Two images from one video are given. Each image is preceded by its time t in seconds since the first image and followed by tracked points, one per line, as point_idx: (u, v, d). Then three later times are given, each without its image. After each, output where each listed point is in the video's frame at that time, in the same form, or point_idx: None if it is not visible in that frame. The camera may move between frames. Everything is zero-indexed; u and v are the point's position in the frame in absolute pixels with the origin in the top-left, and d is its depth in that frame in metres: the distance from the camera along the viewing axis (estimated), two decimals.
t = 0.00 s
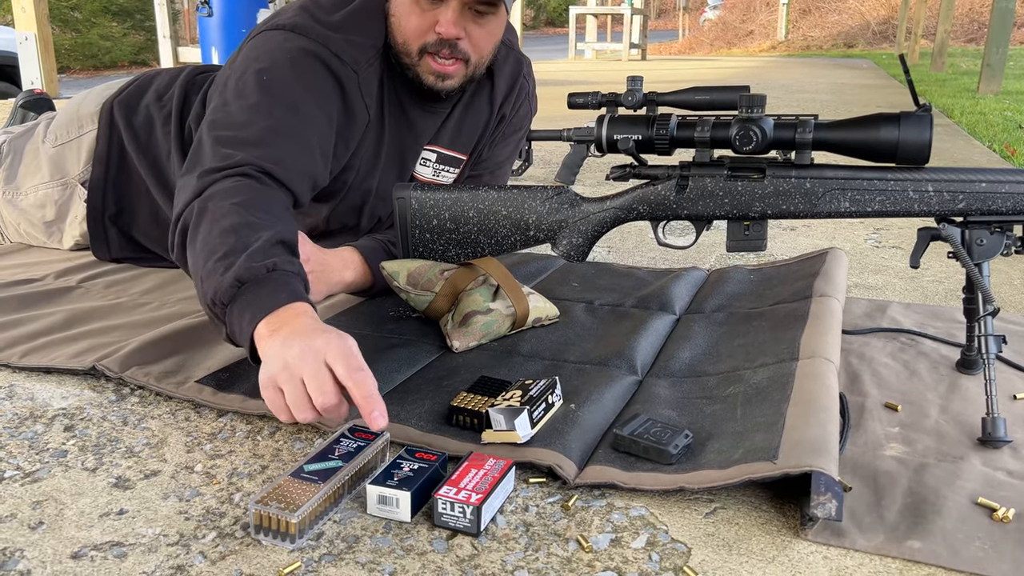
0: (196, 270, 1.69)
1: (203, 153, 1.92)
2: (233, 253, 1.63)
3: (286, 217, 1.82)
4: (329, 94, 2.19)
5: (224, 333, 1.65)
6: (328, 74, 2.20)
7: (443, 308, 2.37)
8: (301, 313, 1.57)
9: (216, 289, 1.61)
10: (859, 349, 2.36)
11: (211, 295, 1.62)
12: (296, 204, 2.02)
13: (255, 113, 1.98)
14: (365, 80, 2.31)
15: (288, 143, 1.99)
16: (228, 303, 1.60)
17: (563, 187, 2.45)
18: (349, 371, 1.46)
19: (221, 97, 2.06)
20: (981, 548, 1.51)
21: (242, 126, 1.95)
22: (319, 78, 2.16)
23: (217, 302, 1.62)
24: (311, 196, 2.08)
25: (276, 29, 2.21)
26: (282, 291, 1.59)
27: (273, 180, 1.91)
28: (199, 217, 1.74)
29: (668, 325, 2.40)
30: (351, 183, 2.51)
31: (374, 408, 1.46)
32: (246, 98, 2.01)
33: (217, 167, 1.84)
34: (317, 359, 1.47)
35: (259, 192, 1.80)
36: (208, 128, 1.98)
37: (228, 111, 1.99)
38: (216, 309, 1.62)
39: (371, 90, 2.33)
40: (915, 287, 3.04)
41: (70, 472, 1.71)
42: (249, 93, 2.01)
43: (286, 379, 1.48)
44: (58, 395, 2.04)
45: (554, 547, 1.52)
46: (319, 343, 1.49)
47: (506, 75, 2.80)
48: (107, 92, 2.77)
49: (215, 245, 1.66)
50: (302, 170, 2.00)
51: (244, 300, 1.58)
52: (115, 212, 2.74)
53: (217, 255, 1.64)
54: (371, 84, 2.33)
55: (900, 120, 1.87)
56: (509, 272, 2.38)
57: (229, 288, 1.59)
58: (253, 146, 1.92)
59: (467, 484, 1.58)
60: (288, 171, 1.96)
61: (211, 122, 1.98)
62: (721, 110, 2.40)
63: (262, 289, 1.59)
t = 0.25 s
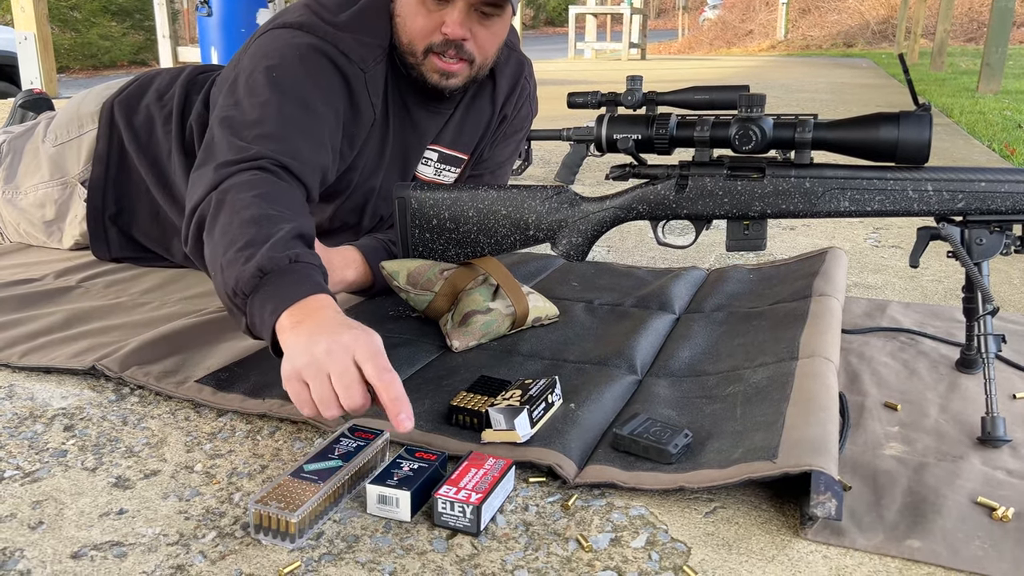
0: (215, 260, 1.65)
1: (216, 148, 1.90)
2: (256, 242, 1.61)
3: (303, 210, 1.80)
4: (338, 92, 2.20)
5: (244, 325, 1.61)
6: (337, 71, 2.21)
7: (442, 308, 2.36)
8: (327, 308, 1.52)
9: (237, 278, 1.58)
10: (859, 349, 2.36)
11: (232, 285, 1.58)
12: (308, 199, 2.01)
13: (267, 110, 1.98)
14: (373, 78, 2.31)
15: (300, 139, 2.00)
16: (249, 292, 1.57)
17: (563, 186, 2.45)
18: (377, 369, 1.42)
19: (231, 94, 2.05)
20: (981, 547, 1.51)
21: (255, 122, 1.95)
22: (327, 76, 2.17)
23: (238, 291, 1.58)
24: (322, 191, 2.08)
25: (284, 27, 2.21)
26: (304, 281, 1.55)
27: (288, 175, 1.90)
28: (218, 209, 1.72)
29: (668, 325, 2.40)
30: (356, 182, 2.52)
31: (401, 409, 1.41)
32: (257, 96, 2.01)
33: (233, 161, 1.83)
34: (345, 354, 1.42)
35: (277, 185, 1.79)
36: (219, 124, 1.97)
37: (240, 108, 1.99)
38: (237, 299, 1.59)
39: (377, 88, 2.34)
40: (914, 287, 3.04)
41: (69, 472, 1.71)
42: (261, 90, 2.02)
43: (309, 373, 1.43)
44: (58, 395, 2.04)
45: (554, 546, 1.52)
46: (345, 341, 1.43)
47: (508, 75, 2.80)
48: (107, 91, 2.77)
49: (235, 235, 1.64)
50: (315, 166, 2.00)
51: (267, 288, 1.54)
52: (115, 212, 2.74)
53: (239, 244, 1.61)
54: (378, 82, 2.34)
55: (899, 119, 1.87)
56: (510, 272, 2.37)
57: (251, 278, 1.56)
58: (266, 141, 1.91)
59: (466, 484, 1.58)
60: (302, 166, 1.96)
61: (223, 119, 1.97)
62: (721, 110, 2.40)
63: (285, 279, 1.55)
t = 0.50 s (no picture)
0: (213, 254, 1.65)
1: (216, 144, 1.90)
2: (253, 238, 1.60)
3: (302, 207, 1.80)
4: (337, 89, 2.20)
5: (240, 320, 1.60)
6: (336, 69, 2.21)
7: (442, 308, 2.38)
8: (324, 311, 1.51)
9: (235, 272, 1.57)
10: (858, 350, 2.36)
11: (228, 278, 1.58)
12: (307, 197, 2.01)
13: (267, 107, 1.98)
14: (373, 77, 2.32)
15: (299, 136, 1.99)
16: (246, 288, 1.56)
17: (562, 187, 2.44)
18: (375, 397, 1.42)
19: (231, 91, 2.05)
20: (980, 547, 1.51)
21: (254, 118, 1.94)
22: (326, 74, 2.18)
23: (235, 285, 1.58)
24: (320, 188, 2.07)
25: (284, 25, 2.22)
26: (302, 278, 1.55)
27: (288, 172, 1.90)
28: (217, 204, 1.71)
29: (667, 325, 2.40)
30: (355, 180, 2.52)
31: (397, 442, 1.44)
32: (257, 93, 2.01)
33: (232, 157, 1.83)
34: (343, 380, 1.41)
35: (276, 181, 1.79)
36: (218, 120, 1.97)
37: (240, 104, 1.99)
38: (234, 293, 1.59)
39: (377, 87, 2.34)
40: (914, 288, 3.04)
41: (68, 473, 1.71)
42: (261, 87, 2.02)
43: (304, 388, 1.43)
44: (57, 395, 2.04)
45: (553, 547, 1.52)
46: (344, 366, 1.41)
47: (508, 76, 2.80)
48: (107, 91, 2.77)
49: (234, 230, 1.63)
50: (314, 163, 2.00)
51: (264, 284, 1.54)
52: (114, 212, 2.75)
53: (237, 239, 1.61)
54: (378, 80, 2.34)
55: (898, 120, 1.87)
56: (509, 273, 2.38)
57: (249, 273, 1.56)
58: (265, 138, 1.91)
59: (465, 484, 1.58)
60: (301, 163, 1.96)
61: (222, 115, 1.97)
62: (721, 111, 2.40)
63: (283, 275, 1.55)
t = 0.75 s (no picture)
0: (215, 251, 1.65)
1: (218, 141, 1.90)
2: (255, 237, 1.60)
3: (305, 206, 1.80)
4: (340, 88, 2.20)
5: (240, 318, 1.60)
6: (339, 68, 2.21)
7: (441, 309, 2.37)
8: (322, 313, 1.51)
9: (236, 271, 1.57)
10: (858, 351, 2.36)
11: (230, 278, 1.58)
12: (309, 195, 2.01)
13: (269, 105, 1.98)
14: (374, 75, 2.31)
15: (302, 133, 1.99)
16: (247, 287, 1.56)
17: (562, 187, 2.44)
18: (374, 400, 1.43)
19: (234, 88, 2.05)
20: (979, 548, 1.51)
21: (257, 116, 1.94)
22: (329, 72, 2.17)
23: (236, 284, 1.58)
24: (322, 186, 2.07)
25: (287, 23, 2.21)
26: (302, 281, 1.55)
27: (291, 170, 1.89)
28: (219, 202, 1.71)
29: (667, 326, 2.40)
30: (355, 179, 2.51)
31: (396, 444, 1.44)
32: (260, 91, 2.01)
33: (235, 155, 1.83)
34: (341, 383, 1.41)
35: (279, 179, 1.79)
36: (221, 117, 1.97)
37: (243, 101, 1.98)
38: (234, 291, 1.58)
39: (379, 85, 2.34)
40: (913, 289, 3.04)
41: (67, 473, 1.71)
42: (264, 84, 2.01)
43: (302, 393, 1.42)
44: (56, 395, 2.04)
45: (553, 548, 1.52)
46: (343, 368, 1.42)
47: (509, 77, 2.81)
48: (108, 92, 2.77)
49: (236, 228, 1.63)
50: (316, 161, 2.00)
51: (265, 284, 1.54)
52: (114, 212, 2.75)
53: (239, 237, 1.61)
54: (380, 79, 2.34)
55: (898, 121, 1.87)
56: (508, 274, 2.38)
57: (250, 272, 1.56)
58: (268, 135, 1.91)
59: (465, 485, 1.58)
60: (304, 161, 1.96)
61: (224, 111, 1.97)
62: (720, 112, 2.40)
63: (283, 277, 1.55)
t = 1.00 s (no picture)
0: (219, 244, 1.65)
1: (225, 136, 1.90)
2: (260, 231, 1.60)
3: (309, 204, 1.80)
4: (346, 88, 2.20)
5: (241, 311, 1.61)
6: (346, 68, 2.21)
7: (441, 309, 2.37)
8: (325, 310, 1.51)
9: (240, 263, 1.57)
10: (857, 352, 2.36)
11: (232, 270, 1.58)
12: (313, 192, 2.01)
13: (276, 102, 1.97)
14: (381, 76, 2.31)
15: (308, 131, 1.99)
16: (250, 279, 1.56)
17: (562, 189, 2.43)
18: (376, 398, 1.42)
19: (240, 85, 2.04)
20: (979, 549, 1.51)
21: (263, 113, 1.94)
22: (336, 72, 2.17)
23: (238, 276, 1.58)
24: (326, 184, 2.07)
25: (295, 21, 2.21)
26: (305, 276, 1.55)
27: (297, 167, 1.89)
28: (224, 196, 1.71)
29: (666, 327, 2.40)
30: (359, 179, 2.51)
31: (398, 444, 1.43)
32: (267, 88, 2.00)
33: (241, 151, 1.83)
34: (343, 381, 1.41)
35: (284, 176, 1.79)
36: (227, 113, 1.96)
37: (250, 97, 1.98)
38: (237, 283, 1.58)
39: (384, 86, 2.34)
40: (913, 290, 3.04)
41: (67, 473, 1.71)
42: (271, 81, 2.01)
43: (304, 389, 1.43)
44: (55, 395, 2.04)
45: (552, 548, 1.52)
46: (345, 366, 1.41)
47: (512, 79, 2.81)
48: (108, 92, 2.76)
49: (241, 221, 1.63)
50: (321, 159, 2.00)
51: (269, 278, 1.54)
52: (114, 211, 2.75)
53: (243, 230, 1.61)
54: (386, 80, 2.34)
55: (898, 122, 1.87)
56: (508, 274, 2.38)
57: (254, 265, 1.55)
58: (273, 132, 1.91)
59: (464, 485, 1.58)
60: (309, 158, 1.95)
61: (231, 107, 1.97)
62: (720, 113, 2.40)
63: (286, 271, 1.55)
